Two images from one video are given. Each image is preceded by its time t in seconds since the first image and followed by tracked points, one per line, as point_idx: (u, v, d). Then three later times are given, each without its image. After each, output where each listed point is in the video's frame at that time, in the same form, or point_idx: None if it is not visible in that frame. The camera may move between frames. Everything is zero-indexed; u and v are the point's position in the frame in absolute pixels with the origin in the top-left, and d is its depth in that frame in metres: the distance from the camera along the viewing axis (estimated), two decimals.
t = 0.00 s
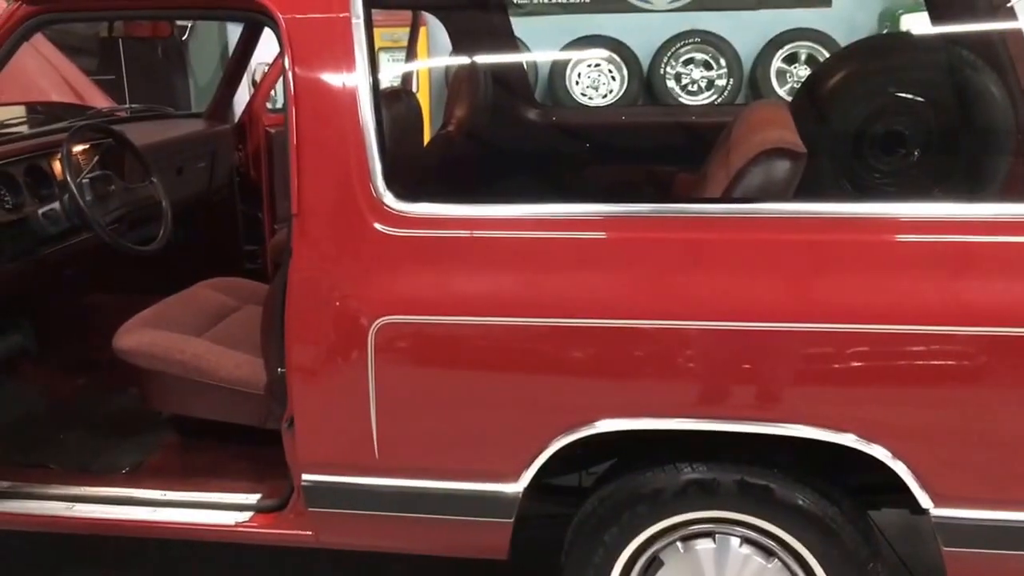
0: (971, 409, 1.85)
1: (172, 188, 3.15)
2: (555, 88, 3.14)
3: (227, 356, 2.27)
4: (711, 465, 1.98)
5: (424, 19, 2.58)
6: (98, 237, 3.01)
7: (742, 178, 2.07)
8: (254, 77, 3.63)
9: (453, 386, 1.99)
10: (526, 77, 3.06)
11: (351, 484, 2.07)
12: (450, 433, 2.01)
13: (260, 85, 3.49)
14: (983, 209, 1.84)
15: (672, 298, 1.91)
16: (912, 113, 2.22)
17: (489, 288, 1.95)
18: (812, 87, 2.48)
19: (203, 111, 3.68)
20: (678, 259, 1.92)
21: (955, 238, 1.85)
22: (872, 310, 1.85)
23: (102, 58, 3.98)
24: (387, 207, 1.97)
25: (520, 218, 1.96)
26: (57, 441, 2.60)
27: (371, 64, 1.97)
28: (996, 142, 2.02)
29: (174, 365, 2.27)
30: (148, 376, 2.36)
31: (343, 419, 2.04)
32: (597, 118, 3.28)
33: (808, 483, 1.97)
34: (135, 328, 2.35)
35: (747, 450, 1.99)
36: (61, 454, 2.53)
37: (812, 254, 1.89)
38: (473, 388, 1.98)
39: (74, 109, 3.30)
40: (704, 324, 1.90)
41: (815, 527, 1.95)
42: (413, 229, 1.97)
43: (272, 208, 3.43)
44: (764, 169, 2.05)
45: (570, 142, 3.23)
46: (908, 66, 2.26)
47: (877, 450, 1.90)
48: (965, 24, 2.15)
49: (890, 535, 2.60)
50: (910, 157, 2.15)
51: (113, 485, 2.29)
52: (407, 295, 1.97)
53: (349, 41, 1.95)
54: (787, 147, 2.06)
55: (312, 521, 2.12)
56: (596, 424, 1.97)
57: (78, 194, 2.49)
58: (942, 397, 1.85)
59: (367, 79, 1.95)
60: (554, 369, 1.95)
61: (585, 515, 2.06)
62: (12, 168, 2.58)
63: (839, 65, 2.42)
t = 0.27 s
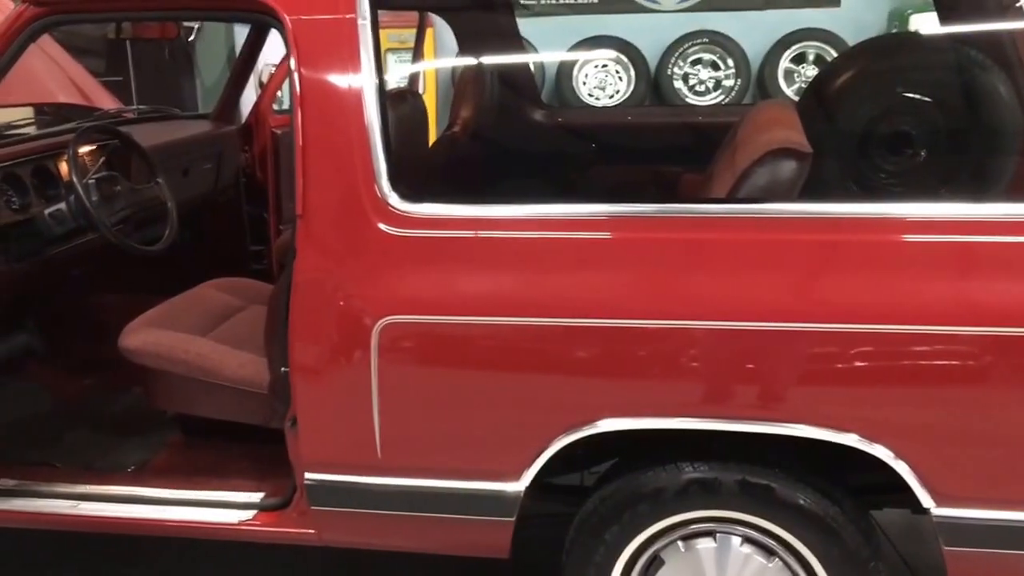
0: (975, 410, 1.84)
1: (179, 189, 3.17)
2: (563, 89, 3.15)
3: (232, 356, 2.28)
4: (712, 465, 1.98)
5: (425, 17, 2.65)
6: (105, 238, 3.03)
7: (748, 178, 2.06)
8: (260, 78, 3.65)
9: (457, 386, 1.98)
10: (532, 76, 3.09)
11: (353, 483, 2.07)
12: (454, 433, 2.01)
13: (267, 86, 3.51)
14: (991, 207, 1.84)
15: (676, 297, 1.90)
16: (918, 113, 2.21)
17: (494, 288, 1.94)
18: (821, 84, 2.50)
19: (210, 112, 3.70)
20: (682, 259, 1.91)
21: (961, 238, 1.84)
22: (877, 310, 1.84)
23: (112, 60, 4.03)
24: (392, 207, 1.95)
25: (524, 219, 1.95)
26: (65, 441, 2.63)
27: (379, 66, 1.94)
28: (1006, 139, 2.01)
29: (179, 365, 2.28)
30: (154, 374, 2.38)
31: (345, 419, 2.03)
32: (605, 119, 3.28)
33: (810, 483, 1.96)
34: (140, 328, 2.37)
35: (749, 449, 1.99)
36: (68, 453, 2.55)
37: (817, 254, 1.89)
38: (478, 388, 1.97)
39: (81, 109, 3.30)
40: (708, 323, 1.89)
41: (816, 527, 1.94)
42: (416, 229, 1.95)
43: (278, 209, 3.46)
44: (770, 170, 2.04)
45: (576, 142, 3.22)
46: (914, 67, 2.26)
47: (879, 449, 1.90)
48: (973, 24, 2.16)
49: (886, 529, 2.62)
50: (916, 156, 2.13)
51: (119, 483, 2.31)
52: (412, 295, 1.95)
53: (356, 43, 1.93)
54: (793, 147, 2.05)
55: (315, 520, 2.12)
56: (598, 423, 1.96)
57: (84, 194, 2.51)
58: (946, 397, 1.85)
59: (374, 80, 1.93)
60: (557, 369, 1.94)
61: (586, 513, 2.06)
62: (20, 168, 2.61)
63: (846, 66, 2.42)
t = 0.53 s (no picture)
0: (979, 410, 1.83)
1: (185, 190, 3.20)
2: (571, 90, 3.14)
3: (235, 355, 2.30)
4: (712, 464, 1.98)
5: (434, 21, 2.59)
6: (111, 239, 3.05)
7: (752, 178, 2.04)
8: (267, 79, 3.68)
9: (459, 386, 1.97)
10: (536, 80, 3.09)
11: (353, 481, 2.07)
12: (455, 432, 2.01)
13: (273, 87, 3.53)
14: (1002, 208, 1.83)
15: (680, 298, 1.89)
16: (927, 115, 2.21)
17: (497, 288, 1.92)
18: (829, 81, 2.49)
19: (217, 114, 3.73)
20: (686, 259, 1.90)
21: (967, 238, 1.83)
22: (882, 310, 1.83)
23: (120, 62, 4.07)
24: (396, 208, 1.94)
25: (528, 220, 1.94)
26: (72, 439, 2.66)
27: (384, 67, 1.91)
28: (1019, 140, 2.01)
29: (182, 365, 2.29)
30: (158, 374, 2.39)
31: (345, 418, 2.03)
32: (608, 118, 3.28)
33: (811, 483, 1.96)
34: (144, 328, 2.38)
35: (750, 448, 1.99)
36: (74, 452, 2.57)
37: (821, 254, 1.87)
38: (479, 388, 1.97)
39: (88, 111, 3.33)
40: (712, 324, 1.88)
41: (816, 527, 1.94)
42: (419, 229, 1.94)
43: (284, 210, 3.48)
44: (774, 170, 2.02)
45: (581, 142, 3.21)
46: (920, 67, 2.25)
47: (879, 450, 1.89)
48: (982, 24, 2.14)
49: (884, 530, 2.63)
50: (922, 157, 2.15)
51: (123, 481, 2.33)
52: (414, 295, 1.94)
53: (361, 46, 1.90)
54: (798, 147, 2.03)
55: (317, 519, 2.13)
56: (599, 423, 1.96)
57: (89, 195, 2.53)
58: (950, 398, 1.84)
59: (378, 82, 1.90)
60: (560, 369, 1.94)
61: (587, 512, 2.06)
62: (26, 169, 2.63)
63: (855, 65, 2.41)
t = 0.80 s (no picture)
0: (982, 411, 1.82)
1: (192, 191, 3.22)
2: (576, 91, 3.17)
3: (239, 355, 2.31)
4: (712, 464, 1.97)
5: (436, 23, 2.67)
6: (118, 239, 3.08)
7: (752, 178, 2.03)
8: (274, 79, 3.69)
9: (460, 386, 1.96)
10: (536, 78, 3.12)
11: (354, 480, 2.07)
12: (456, 432, 2.00)
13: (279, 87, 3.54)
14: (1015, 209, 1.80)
15: (680, 298, 1.88)
16: (934, 116, 2.18)
17: (497, 288, 1.91)
18: (835, 83, 2.49)
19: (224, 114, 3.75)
20: (689, 259, 1.89)
21: (976, 238, 1.81)
22: (885, 310, 1.82)
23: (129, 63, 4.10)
24: (394, 208, 1.93)
25: (527, 220, 1.93)
26: (80, 438, 2.69)
27: (384, 68, 1.91)
28: None
29: (186, 364, 2.31)
30: (162, 373, 2.41)
31: (345, 417, 2.03)
32: (611, 119, 3.25)
33: (811, 483, 1.96)
34: (149, 327, 2.40)
35: (750, 448, 1.98)
36: (81, 450, 2.60)
37: (823, 254, 1.86)
38: (480, 387, 1.96)
39: (96, 112, 3.35)
40: (713, 324, 1.87)
41: (816, 527, 1.94)
42: (417, 229, 1.93)
43: (290, 208, 3.43)
44: (773, 171, 2.01)
45: (587, 141, 3.19)
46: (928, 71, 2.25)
47: (879, 450, 1.88)
48: (989, 24, 2.19)
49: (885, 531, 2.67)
50: (927, 157, 2.13)
51: (127, 480, 2.35)
52: (414, 295, 1.93)
53: (361, 46, 1.90)
54: (798, 148, 2.02)
55: (318, 518, 2.13)
56: (599, 423, 1.94)
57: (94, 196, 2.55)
58: (952, 398, 1.83)
59: (378, 83, 1.90)
60: (561, 369, 1.92)
61: (588, 512, 2.07)
62: (32, 171, 2.66)
63: (862, 67, 2.41)
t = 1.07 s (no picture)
0: (981, 410, 1.81)
1: (196, 191, 3.24)
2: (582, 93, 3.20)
3: (238, 353, 2.33)
4: (705, 462, 1.99)
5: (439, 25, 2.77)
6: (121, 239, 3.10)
7: (745, 177, 2.07)
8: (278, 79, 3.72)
9: (455, 383, 1.96)
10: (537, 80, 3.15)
11: (349, 476, 2.08)
12: (451, 429, 2.00)
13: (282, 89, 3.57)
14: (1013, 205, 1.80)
15: (675, 296, 1.88)
16: (934, 117, 2.18)
17: (492, 286, 1.92)
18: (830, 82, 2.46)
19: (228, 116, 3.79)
20: (686, 257, 1.89)
21: (985, 237, 1.80)
22: (885, 309, 1.81)
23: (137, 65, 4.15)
24: (387, 205, 1.94)
25: (523, 218, 1.94)
26: (83, 434, 2.72)
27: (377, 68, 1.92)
28: None
29: (187, 361, 2.34)
30: (163, 370, 2.43)
31: (341, 414, 2.03)
32: (610, 121, 3.24)
33: (804, 481, 1.98)
34: (150, 326, 2.42)
35: (743, 446, 2.00)
36: (83, 447, 2.62)
37: (818, 252, 1.86)
38: (475, 384, 1.96)
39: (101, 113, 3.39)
40: (708, 321, 1.87)
41: (809, 525, 1.95)
42: (410, 227, 1.94)
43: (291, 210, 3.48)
44: (765, 169, 2.05)
45: (586, 141, 3.19)
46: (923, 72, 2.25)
47: (870, 449, 1.88)
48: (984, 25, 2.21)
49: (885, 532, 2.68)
50: (924, 158, 2.11)
51: (128, 476, 2.38)
52: (409, 292, 1.93)
53: (353, 47, 1.90)
54: (788, 148, 2.06)
55: (316, 514, 2.14)
56: (593, 419, 1.95)
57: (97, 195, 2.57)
58: (949, 396, 1.82)
59: (371, 82, 1.91)
60: (557, 367, 1.92)
61: (583, 509, 2.08)
62: (37, 170, 2.69)
63: (859, 65, 2.41)
